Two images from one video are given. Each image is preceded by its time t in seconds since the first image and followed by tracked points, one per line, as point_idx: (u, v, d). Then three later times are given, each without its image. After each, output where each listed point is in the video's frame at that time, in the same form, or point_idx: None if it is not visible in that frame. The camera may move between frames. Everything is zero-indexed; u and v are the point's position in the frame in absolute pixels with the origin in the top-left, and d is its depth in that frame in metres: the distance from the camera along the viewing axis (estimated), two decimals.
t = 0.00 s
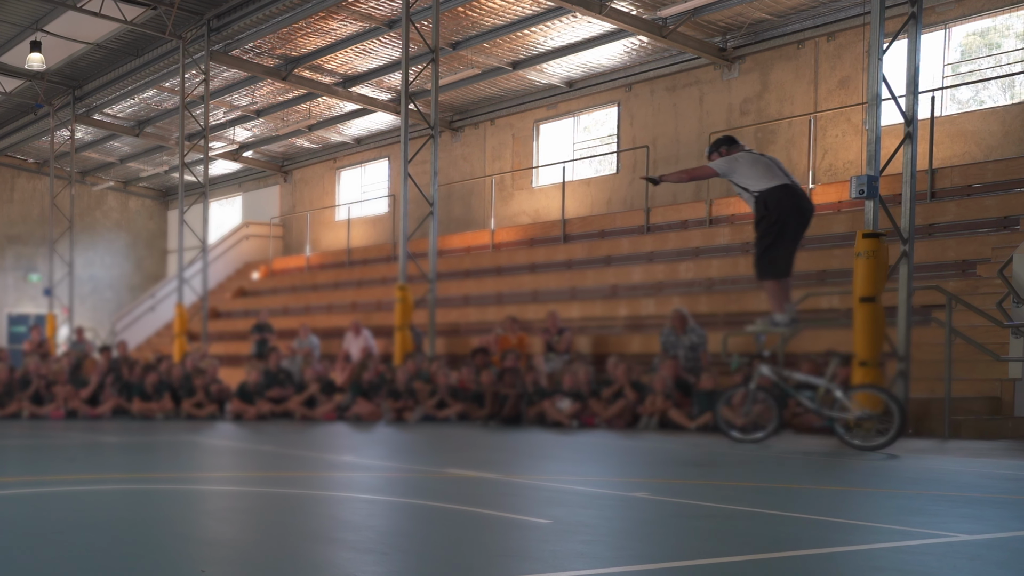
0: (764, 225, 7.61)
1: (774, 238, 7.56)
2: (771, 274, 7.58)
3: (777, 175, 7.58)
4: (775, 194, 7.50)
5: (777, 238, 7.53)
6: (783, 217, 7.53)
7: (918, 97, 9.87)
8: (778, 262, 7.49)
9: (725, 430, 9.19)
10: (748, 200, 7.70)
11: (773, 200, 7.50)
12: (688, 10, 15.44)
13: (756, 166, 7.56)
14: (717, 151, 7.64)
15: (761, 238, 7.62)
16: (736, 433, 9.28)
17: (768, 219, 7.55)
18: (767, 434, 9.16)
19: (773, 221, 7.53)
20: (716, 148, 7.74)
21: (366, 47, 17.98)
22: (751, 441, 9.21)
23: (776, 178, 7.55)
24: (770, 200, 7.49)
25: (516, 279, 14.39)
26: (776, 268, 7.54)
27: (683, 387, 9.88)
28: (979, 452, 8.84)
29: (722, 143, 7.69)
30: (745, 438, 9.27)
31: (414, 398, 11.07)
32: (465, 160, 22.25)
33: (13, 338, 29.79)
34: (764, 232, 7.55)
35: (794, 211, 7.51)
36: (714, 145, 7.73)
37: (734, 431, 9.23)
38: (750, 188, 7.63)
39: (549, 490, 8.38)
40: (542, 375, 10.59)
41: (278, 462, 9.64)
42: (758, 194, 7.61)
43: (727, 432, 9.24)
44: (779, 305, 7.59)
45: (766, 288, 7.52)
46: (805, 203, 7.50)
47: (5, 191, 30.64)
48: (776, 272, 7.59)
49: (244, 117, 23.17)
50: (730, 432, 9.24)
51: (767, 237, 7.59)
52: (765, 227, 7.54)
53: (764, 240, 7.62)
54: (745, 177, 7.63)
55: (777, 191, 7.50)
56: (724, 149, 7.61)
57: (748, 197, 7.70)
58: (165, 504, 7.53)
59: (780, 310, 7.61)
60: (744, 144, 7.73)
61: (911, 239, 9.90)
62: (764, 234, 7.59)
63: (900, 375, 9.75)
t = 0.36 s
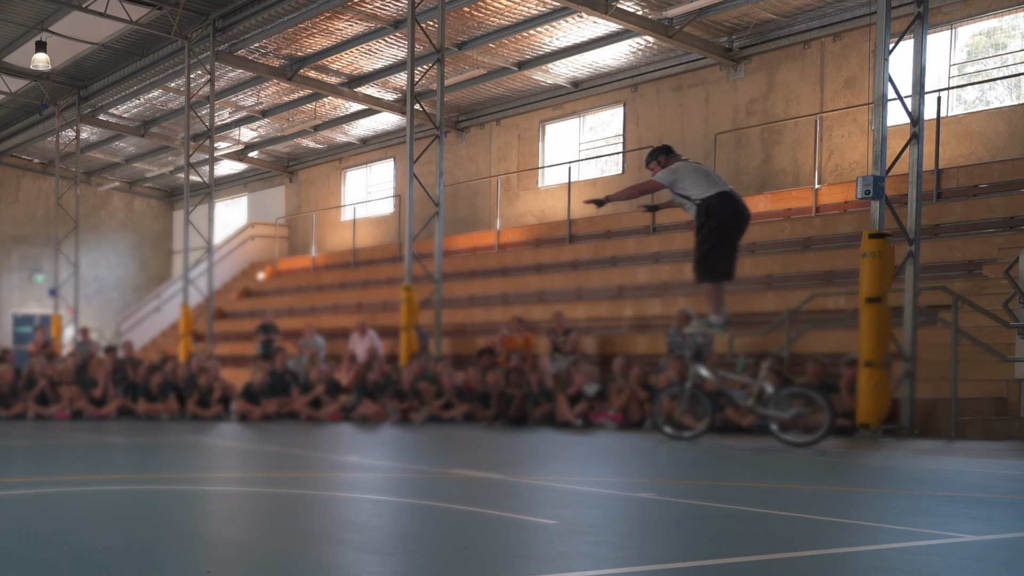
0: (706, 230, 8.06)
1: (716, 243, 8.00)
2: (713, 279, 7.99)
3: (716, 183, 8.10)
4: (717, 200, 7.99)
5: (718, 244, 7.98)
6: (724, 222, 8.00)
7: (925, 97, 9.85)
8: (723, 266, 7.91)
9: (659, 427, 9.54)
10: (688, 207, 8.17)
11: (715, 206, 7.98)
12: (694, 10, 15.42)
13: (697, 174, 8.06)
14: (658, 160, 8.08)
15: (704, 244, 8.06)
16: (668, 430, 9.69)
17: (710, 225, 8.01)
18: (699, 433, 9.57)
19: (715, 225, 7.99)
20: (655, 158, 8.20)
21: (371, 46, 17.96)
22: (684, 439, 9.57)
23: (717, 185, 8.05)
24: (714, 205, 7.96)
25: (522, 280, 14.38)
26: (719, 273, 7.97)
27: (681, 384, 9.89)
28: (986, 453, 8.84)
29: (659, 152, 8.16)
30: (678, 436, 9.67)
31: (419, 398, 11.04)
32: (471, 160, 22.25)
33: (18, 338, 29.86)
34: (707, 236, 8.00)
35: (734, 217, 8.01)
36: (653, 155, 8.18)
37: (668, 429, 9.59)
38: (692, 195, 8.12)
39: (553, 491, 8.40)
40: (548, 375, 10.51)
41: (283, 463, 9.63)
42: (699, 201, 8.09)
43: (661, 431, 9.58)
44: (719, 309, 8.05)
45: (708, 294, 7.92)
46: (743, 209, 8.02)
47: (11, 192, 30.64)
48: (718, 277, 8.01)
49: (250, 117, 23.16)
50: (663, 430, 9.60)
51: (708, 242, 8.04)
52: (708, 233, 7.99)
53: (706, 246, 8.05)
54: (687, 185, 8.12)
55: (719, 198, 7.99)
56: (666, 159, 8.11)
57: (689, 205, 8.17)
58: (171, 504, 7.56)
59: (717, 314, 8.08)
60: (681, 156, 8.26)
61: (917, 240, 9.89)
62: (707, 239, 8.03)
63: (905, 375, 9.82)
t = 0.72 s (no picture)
0: (656, 232, 8.56)
1: (666, 245, 8.53)
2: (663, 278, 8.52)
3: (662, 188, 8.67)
4: (668, 203, 8.51)
5: (668, 245, 8.51)
6: (673, 225, 8.54)
7: (937, 97, 9.84)
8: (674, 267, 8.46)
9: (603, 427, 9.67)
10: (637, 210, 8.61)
11: (666, 208, 8.49)
12: (705, 10, 15.40)
13: (648, 177, 8.51)
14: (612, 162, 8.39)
15: (654, 245, 8.54)
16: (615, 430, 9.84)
17: (660, 227, 8.52)
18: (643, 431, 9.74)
19: (665, 227, 8.51)
20: (606, 161, 8.55)
21: (382, 47, 17.94)
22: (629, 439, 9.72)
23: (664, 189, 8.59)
24: (666, 208, 8.46)
25: (533, 280, 14.35)
26: (669, 273, 8.53)
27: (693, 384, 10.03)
28: (998, 454, 8.82)
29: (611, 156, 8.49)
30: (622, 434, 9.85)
31: (430, 399, 10.97)
32: (482, 160, 22.22)
33: (29, 339, 29.92)
34: (658, 238, 8.49)
35: (680, 219, 8.55)
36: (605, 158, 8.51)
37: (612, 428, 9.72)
38: (641, 198, 8.57)
39: (564, 493, 8.40)
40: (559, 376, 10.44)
41: (293, 464, 9.61)
42: (648, 203, 8.57)
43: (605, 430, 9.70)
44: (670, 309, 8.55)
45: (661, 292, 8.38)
46: (687, 213, 8.60)
47: (22, 192, 30.57)
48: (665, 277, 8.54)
49: (260, 117, 23.15)
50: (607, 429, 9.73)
51: (658, 244, 8.53)
52: (660, 234, 8.48)
53: (656, 247, 8.54)
54: (637, 188, 8.57)
55: (669, 201, 8.51)
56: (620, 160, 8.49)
57: (638, 207, 8.61)
58: (182, 505, 7.59)
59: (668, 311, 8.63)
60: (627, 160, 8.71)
61: (930, 240, 9.87)
62: (659, 239, 8.53)
63: (917, 376, 9.79)
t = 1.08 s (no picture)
0: (613, 232, 8.70)
1: (621, 246, 8.69)
2: (618, 279, 8.68)
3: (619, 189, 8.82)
4: (626, 205, 8.66)
5: (624, 246, 8.66)
6: (628, 226, 8.70)
7: (954, 97, 9.82)
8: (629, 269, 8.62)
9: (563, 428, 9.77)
10: (595, 209, 8.75)
11: (623, 209, 8.64)
12: (723, 10, 15.38)
13: (608, 177, 8.65)
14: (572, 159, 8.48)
15: (610, 245, 8.70)
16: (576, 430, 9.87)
17: (616, 227, 8.66)
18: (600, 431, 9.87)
19: (621, 229, 8.67)
20: (566, 158, 8.62)
21: (399, 47, 17.90)
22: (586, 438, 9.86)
23: (622, 190, 8.74)
24: (623, 209, 8.62)
25: (549, 282, 14.31)
26: (624, 274, 8.69)
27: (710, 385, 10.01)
28: (1017, 456, 8.78)
29: (571, 153, 8.58)
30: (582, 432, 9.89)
31: (446, 401, 10.86)
32: (499, 161, 22.18)
33: (44, 340, 29.92)
34: (614, 239, 8.64)
35: (636, 221, 8.73)
36: (565, 155, 8.60)
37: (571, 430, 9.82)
38: (600, 198, 8.70)
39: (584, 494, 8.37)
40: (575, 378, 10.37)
41: (310, 466, 9.57)
42: (606, 203, 8.71)
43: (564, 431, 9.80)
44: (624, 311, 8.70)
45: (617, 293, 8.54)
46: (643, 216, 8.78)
47: (37, 193, 30.44)
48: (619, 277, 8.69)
49: (276, 118, 23.13)
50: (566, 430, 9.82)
51: (614, 243, 8.68)
52: (617, 234, 8.63)
53: (612, 247, 8.69)
54: (596, 187, 8.70)
55: (626, 203, 8.67)
56: (580, 158, 8.59)
57: (596, 206, 8.75)
58: (198, 506, 7.57)
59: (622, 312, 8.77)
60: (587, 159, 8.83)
61: (947, 242, 9.84)
62: (615, 240, 8.68)
63: (935, 377, 9.74)
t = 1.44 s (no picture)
0: (581, 235, 8.55)
1: (587, 249, 8.55)
2: (583, 283, 8.52)
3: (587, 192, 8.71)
4: (595, 209, 8.55)
5: (591, 249, 8.53)
6: (595, 229, 8.58)
7: (977, 98, 9.78)
8: (595, 273, 8.48)
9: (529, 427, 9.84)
10: (563, 210, 8.59)
11: (592, 213, 8.53)
12: (745, 11, 15.39)
13: (578, 179, 8.53)
14: (545, 157, 8.29)
15: (577, 248, 8.53)
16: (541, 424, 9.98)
17: (584, 230, 8.53)
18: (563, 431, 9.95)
19: (589, 232, 8.53)
20: (538, 156, 8.40)
21: (420, 48, 17.88)
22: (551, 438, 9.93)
23: (590, 194, 8.64)
24: (593, 213, 8.51)
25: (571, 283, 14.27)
26: (589, 278, 8.54)
27: (730, 388, 9.93)
28: None
29: (543, 152, 8.37)
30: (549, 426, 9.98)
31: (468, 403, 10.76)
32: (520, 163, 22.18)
33: (64, 342, 29.92)
34: (581, 241, 8.49)
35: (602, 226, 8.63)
36: (538, 153, 8.38)
37: (537, 429, 9.88)
38: (569, 199, 8.57)
39: (608, 496, 8.37)
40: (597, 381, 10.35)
41: (330, 468, 9.55)
42: (575, 205, 8.58)
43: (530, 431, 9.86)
44: (589, 316, 8.54)
45: (585, 299, 8.41)
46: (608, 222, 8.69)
47: (57, 194, 30.47)
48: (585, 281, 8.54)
49: (297, 119, 23.13)
50: (531, 430, 9.89)
51: (582, 246, 8.53)
52: (585, 237, 8.50)
53: (579, 249, 8.53)
54: (566, 189, 8.56)
55: (595, 207, 8.57)
56: (553, 158, 8.42)
57: (564, 207, 8.60)
58: (218, 507, 7.52)
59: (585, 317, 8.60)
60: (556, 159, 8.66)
61: (969, 242, 9.79)
62: (582, 242, 8.53)
63: (957, 379, 9.70)
